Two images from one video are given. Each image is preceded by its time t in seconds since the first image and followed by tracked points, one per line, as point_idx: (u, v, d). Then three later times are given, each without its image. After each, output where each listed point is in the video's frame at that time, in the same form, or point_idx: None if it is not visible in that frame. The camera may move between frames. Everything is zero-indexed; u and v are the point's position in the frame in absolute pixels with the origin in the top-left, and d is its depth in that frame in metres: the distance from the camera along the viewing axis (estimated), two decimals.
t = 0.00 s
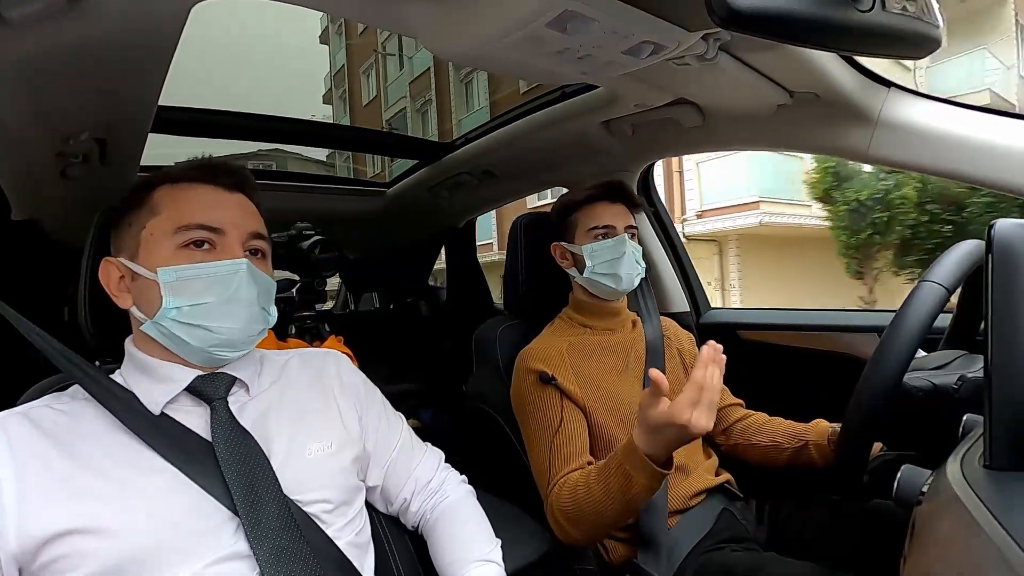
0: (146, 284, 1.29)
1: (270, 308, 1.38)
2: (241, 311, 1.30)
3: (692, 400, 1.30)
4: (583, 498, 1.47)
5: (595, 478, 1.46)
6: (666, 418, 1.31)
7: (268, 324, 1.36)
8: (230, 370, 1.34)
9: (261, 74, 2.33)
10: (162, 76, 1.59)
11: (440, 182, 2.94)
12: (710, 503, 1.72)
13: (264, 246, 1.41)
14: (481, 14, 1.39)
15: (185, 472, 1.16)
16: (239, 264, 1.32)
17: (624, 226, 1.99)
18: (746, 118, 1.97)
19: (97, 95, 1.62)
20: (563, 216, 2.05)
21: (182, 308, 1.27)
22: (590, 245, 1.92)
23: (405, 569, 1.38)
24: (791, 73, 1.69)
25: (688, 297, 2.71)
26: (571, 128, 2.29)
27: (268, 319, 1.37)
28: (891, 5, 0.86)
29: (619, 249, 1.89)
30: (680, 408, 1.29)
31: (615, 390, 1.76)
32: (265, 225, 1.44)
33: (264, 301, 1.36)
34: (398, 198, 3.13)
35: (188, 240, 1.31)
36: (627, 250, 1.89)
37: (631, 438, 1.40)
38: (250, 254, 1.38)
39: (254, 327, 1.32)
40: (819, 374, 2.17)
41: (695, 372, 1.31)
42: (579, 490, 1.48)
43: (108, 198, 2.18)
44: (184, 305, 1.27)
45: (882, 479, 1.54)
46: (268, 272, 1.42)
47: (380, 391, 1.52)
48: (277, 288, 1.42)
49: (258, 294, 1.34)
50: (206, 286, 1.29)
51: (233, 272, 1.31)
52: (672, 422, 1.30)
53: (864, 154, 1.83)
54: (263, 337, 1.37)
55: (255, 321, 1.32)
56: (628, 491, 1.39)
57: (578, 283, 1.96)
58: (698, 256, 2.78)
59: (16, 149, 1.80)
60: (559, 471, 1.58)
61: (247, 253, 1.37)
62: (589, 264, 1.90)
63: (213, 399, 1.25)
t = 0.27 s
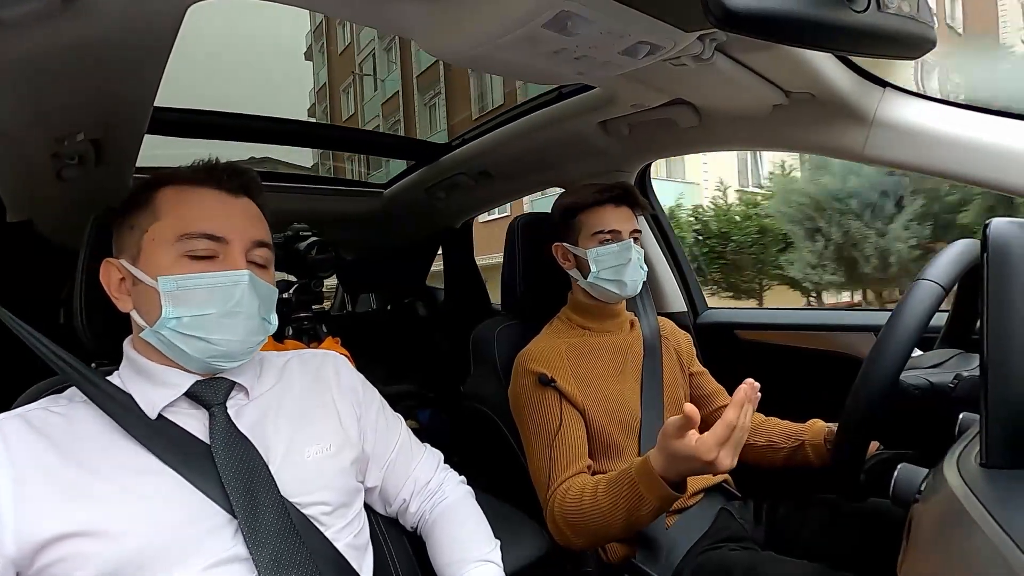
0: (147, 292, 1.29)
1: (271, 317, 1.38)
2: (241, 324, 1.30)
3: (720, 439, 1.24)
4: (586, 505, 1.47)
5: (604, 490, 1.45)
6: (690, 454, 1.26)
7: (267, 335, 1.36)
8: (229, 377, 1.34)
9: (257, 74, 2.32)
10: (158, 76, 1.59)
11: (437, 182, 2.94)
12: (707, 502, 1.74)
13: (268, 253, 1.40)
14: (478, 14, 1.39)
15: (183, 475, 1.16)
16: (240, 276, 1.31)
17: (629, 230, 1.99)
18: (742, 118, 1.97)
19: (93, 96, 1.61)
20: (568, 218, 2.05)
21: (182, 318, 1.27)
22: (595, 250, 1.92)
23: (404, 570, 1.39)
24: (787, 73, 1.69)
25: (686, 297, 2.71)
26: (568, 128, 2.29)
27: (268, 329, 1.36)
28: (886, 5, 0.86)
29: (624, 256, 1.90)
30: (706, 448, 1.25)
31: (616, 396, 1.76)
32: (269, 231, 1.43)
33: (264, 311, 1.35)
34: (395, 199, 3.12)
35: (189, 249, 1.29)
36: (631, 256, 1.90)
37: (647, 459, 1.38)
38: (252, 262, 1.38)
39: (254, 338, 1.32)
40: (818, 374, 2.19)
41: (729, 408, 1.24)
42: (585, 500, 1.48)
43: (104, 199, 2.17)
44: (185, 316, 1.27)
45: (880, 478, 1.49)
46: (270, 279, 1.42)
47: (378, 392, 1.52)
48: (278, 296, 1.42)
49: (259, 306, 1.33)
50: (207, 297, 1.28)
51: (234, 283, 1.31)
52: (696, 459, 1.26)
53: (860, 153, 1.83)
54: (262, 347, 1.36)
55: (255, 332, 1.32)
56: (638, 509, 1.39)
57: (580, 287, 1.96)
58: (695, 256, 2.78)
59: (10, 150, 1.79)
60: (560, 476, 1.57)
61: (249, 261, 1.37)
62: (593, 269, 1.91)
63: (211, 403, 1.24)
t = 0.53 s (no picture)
0: (141, 287, 1.28)
1: (266, 313, 1.37)
2: (235, 319, 1.29)
3: (719, 427, 1.24)
4: (584, 502, 1.47)
5: (602, 487, 1.45)
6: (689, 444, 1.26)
7: (262, 331, 1.35)
8: (224, 374, 1.33)
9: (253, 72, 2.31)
10: (153, 74, 1.58)
11: (434, 181, 2.94)
12: (703, 502, 1.73)
13: (262, 250, 1.40)
14: (476, 12, 1.39)
15: (179, 474, 1.16)
16: (235, 272, 1.31)
17: (624, 227, 2.02)
18: (740, 117, 1.97)
19: (88, 93, 1.60)
20: (564, 215, 2.05)
21: (175, 314, 1.26)
22: (592, 244, 1.93)
23: (401, 569, 1.38)
24: (785, 72, 1.70)
25: (682, 296, 2.72)
26: (566, 127, 2.29)
27: (264, 325, 1.36)
28: (883, 5, 0.87)
29: (622, 249, 1.93)
30: (705, 438, 1.24)
31: (613, 394, 1.76)
32: (264, 228, 1.43)
33: (259, 307, 1.34)
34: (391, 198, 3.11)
35: (183, 244, 1.30)
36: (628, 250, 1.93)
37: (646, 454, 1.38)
38: (246, 258, 1.37)
39: (248, 335, 1.31)
40: (815, 373, 2.20)
41: (728, 398, 1.24)
42: (583, 496, 1.48)
43: (100, 197, 2.16)
44: (178, 312, 1.26)
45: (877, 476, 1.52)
46: (265, 276, 1.41)
47: (375, 391, 1.52)
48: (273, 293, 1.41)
49: (254, 302, 1.33)
50: (201, 293, 1.28)
51: (228, 278, 1.30)
52: (695, 449, 1.25)
53: (857, 153, 1.83)
54: (257, 343, 1.35)
55: (249, 329, 1.31)
56: (637, 504, 1.39)
57: (577, 284, 1.97)
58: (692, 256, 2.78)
59: (5, 147, 1.78)
60: (557, 474, 1.57)
61: (243, 257, 1.36)
62: (591, 263, 1.91)
63: (207, 402, 1.24)
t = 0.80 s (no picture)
0: (138, 287, 1.28)
1: (264, 314, 1.37)
2: (233, 321, 1.29)
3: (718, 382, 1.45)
4: (589, 493, 1.49)
5: (609, 473, 1.47)
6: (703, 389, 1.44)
7: (261, 333, 1.35)
8: (222, 376, 1.33)
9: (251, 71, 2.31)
10: (151, 73, 1.58)
11: (432, 181, 2.94)
12: (702, 502, 1.72)
13: (261, 251, 1.40)
14: (474, 13, 1.39)
15: (176, 475, 1.16)
16: (233, 273, 1.31)
17: (615, 227, 2.01)
18: (738, 117, 1.97)
19: (86, 92, 1.60)
20: (558, 217, 2.06)
21: (173, 316, 1.26)
22: (584, 245, 1.94)
23: (399, 570, 1.38)
24: (783, 73, 1.70)
25: (680, 296, 2.72)
26: (564, 127, 2.29)
27: (262, 327, 1.35)
28: (880, 6, 0.87)
29: (612, 249, 1.92)
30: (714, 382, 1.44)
31: (613, 390, 1.77)
32: (263, 230, 1.43)
33: (258, 309, 1.34)
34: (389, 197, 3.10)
35: (182, 245, 1.29)
36: (619, 250, 1.93)
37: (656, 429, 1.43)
38: (245, 260, 1.37)
39: (246, 337, 1.31)
40: (812, 373, 2.21)
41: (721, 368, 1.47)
42: (589, 487, 1.49)
43: (97, 196, 2.16)
44: (176, 313, 1.26)
45: (874, 476, 1.50)
46: (264, 277, 1.41)
47: (372, 391, 1.52)
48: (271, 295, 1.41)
49: (253, 304, 1.32)
50: (200, 295, 1.28)
51: (226, 280, 1.30)
52: (711, 390, 1.44)
53: (854, 154, 1.83)
54: (255, 345, 1.35)
55: (247, 331, 1.31)
56: (648, 486, 1.41)
57: (571, 284, 1.97)
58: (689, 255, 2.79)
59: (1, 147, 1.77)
60: (559, 471, 1.58)
61: (242, 259, 1.36)
62: (582, 264, 1.92)
63: (205, 404, 1.24)
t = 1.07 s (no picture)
0: (138, 288, 1.28)
1: (264, 314, 1.36)
2: (233, 321, 1.29)
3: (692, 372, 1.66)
4: (597, 478, 1.51)
5: (616, 449, 1.51)
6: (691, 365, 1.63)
7: (260, 333, 1.34)
8: (221, 376, 1.33)
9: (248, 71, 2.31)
10: (149, 73, 1.57)
11: (431, 182, 2.94)
12: (700, 502, 1.73)
13: (261, 251, 1.40)
14: (473, 13, 1.39)
15: (175, 476, 1.15)
16: (233, 274, 1.31)
17: (600, 229, 2.00)
18: (736, 118, 1.98)
19: (84, 92, 1.59)
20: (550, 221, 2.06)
21: (173, 316, 1.26)
22: (567, 253, 1.94)
23: (397, 570, 1.38)
24: (780, 74, 1.70)
25: (679, 297, 2.73)
26: (562, 127, 2.30)
27: (262, 327, 1.35)
28: (879, 7, 0.87)
29: (596, 255, 1.90)
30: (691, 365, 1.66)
31: (613, 385, 1.78)
32: (263, 230, 1.43)
33: (258, 309, 1.34)
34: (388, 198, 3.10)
35: (182, 245, 1.29)
36: (603, 256, 1.90)
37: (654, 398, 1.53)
38: (245, 260, 1.37)
39: (246, 337, 1.31)
40: (810, 373, 2.21)
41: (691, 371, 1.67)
42: (596, 470, 1.52)
43: (95, 197, 2.15)
44: (176, 313, 1.26)
45: (872, 476, 1.48)
46: (263, 277, 1.41)
47: (371, 392, 1.52)
48: (271, 296, 1.41)
49: (252, 304, 1.32)
50: (200, 294, 1.27)
51: (226, 280, 1.30)
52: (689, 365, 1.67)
53: (852, 155, 1.83)
54: (254, 345, 1.35)
55: (247, 331, 1.31)
56: (654, 452, 1.47)
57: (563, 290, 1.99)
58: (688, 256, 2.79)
59: None
60: (561, 463, 1.59)
61: (242, 259, 1.36)
62: (567, 272, 1.92)
63: (203, 404, 1.24)
